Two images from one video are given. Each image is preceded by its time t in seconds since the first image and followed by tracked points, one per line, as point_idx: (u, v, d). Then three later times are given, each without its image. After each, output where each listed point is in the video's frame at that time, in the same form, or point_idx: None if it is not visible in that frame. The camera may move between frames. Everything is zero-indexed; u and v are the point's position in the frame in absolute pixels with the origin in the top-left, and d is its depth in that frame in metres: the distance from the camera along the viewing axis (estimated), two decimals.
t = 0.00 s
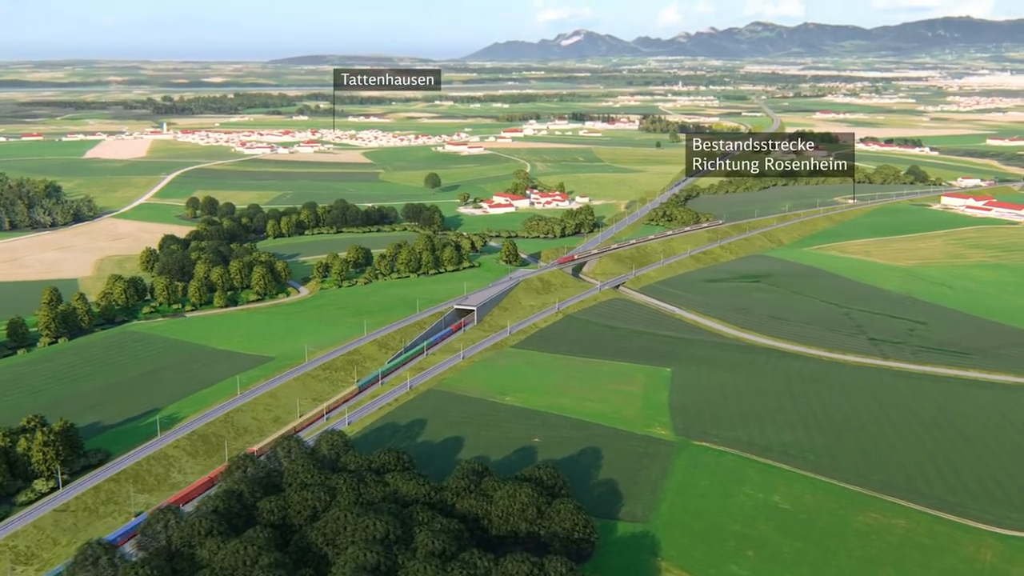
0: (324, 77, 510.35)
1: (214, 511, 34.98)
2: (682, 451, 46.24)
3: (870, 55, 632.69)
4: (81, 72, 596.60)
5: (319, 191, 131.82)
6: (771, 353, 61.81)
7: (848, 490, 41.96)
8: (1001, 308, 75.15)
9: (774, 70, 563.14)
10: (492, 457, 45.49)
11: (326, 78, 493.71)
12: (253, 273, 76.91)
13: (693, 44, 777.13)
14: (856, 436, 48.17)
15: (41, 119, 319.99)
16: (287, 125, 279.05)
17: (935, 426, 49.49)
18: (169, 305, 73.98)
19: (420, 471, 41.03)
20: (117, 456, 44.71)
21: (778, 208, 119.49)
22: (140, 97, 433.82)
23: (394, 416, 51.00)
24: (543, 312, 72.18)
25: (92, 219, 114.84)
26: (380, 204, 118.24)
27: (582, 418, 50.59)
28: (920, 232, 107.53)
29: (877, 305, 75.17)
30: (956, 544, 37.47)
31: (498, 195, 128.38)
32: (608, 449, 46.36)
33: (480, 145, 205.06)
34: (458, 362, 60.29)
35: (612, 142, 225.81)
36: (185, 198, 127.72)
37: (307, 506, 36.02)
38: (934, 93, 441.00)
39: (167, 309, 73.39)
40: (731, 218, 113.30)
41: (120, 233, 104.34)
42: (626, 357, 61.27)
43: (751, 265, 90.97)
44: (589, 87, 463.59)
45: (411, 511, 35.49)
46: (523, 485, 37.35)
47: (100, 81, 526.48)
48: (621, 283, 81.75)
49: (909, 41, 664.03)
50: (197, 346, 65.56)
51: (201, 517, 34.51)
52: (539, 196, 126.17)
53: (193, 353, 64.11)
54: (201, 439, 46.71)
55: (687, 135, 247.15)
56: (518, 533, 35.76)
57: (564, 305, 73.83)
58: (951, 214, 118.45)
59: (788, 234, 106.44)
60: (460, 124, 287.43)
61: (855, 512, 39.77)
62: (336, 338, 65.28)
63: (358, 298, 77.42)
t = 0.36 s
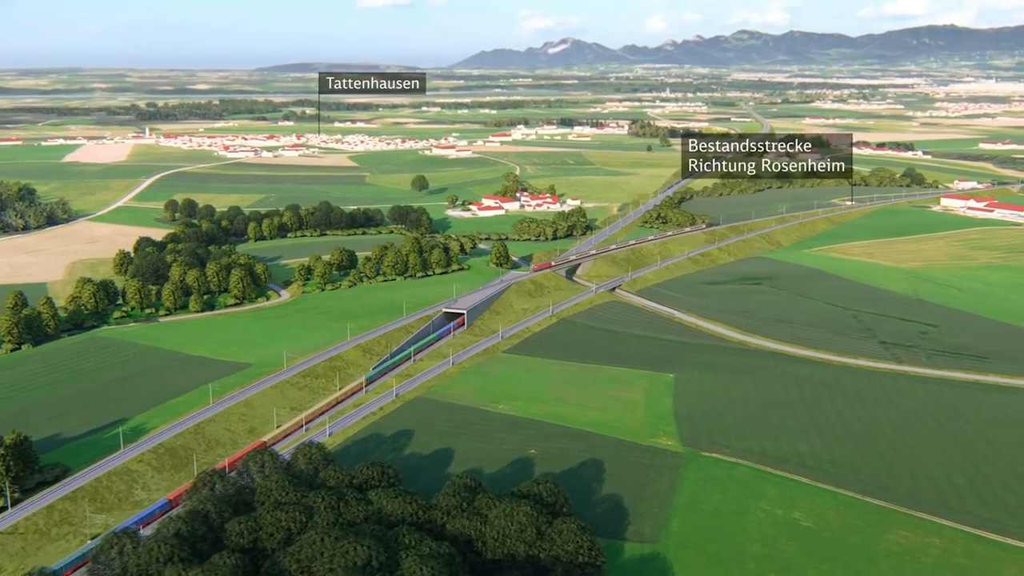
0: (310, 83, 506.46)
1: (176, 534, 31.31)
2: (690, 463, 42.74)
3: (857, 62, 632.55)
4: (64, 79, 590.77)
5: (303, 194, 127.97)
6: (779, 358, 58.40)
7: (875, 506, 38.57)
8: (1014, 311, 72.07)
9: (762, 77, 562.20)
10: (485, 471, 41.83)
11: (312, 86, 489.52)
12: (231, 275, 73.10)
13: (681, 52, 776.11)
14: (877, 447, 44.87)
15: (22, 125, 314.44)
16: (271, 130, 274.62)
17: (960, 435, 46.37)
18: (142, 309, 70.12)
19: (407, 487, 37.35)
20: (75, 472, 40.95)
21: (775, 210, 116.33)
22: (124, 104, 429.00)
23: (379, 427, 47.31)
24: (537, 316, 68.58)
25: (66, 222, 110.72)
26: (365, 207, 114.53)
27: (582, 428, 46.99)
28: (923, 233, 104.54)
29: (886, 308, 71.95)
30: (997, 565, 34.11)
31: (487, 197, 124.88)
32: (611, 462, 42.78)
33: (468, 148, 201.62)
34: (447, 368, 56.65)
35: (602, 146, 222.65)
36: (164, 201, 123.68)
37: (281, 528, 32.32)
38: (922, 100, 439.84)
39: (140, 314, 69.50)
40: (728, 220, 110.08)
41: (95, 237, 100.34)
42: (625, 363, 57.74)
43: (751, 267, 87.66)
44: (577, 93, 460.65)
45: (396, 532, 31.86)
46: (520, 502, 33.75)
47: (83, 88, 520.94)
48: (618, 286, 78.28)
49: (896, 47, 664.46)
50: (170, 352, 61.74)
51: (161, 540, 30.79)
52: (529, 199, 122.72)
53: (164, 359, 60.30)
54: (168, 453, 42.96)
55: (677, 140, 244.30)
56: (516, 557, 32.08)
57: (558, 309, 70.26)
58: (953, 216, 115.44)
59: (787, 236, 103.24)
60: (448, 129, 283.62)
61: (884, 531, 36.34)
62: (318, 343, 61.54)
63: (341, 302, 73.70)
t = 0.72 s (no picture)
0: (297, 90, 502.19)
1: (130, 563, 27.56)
2: (703, 476, 39.27)
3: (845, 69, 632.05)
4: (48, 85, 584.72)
5: (287, 197, 124.03)
6: (790, 363, 54.97)
7: (909, 525, 35.15)
8: None
9: (750, 84, 560.79)
10: (479, 487, 38.22)
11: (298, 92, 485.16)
12: (208, 278, 69.30)
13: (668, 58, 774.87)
14: (902, 457, 41.53)
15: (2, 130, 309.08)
16: (256, 135, 270.28)
17: (990, 443, 43.18)
18: (113, 313, 66.23)
19: (392, 507, 33.69)
20: (28, 489, 37.14)
21: (772, 211, 113.22)
22: (108, 109, 423.75)
23: (364, 438, 43.63)
24: (531, 319, 65.04)
25: (39, 225, 106.53)
26: (351, 209, 110.78)
27: (583, 439, 43.41)
28: (926, 234, 101.56)
29: (897, 310, 68.81)
30: None
31: (476, 199, 121.32)
32: (616, 475, 39.26)
33: (456, 152, 198.11)
34: (437, 374, 53.04)
35: (593, 150, 219.34)
36: (142, 204, 119.56)
37: (250, 555, 28.65)
38: (911, 105, 438.74)
39: (110, 319, 65.62)
40: (724, 221, 106.89)
41: (68, 239, 96.21)
42: (626, 368, 54.27)
43: (752, 268, 84.38)
44: (565, 100, 457.73)
45: (380, 559, 28.22)
46: (519, 523, 30.14)
47: (66, 95, 515.14)
48: (614, 287, 74.84)
49: (884, 52, 664.04)
50: (140, 357, 57.88)
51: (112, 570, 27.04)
52: (520, 201, 119.25)
53: (134, 364, 56.46)
54: (131, 468, 39.21)
55: (667, 144, 241.40)
56: None
57: (553, 312, 66.70)
58: (954, 217, 112.55)
59: (787, 237, 100.10)
60: (435, 134, 279.94)
61: (922, 552, 32.98)
62: (298, 348, 57.79)
63: (324, 305, 69.99)
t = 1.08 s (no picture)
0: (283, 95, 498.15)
1: None
2: (719, 493, 35.72)
3: (834, 75, 631.60)
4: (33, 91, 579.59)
5: (270, 198, 120.30)
6: (802, 368, 51.51)
7: (952, 548, 31.66)
8: None
9: (739, 90, 559.50)
10: (473, 506, 34.57)
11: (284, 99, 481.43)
12: (183, 280, 65.52)
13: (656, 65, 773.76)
14: (935, 470, 38.11)
15: None
16: (241, 139, 266.38)
17: None
18: (81, 318, 62.38)
19: (376, 531, 30.00)
20: None
21: (771, 213, 110.04)
22: (92, 116, 419.03)
23: (346, 452, 39.95)
24: (525, 323, 61.44)
25: (11, 228, 102.51)
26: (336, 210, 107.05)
27: (586, 452, 39.85)
28: (929, 235, 98.52)
29: (909, 313, 65.53)
30: None
31: (466, 201, 117.80)
32: (623, 492, 35.68)
33: (444, 155, 194.54)
34: (427, 381, 49.39)
35: (583, 153, 216.05)
36: (119, 206, 115.59)
37: None
38: (900, 111, 437.35)
39: (78, 324, 61.78)
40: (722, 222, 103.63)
41: (40, 242, 92.24)
42: (629, 374, 50.73)
43: (754, 270, 81.01)
44: (554, 106, 455.09)
45: None
46: (521, 550, 26.50)
47: (50, 101, 510.14)
48: (611, 290, 71.38)
49: (872, 58, 663.74)
50: (107, 364, 54.07)
51: None
52: (510, 202, 115.77)
53: (100, 371, 52.66)
54: (87, 487, 35.49)
55: (658, 148, 238.51)
56: None
57: (548, 316, 63.19)
58: (957, 218, 109.56)
59: (787, 238, 96.87)
60: (424, 139, 276.53)
61: None
62: (277, 354, 54.05)
63: (306, 309, 66.28)
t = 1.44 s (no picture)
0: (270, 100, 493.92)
1: None
2: (740, 512, 32.19)
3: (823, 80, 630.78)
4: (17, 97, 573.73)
5: (253, 200, 116.45)
6: (817, 374, 48.11)
7: None
8: None
9: (728, 97, 557.88)
10: (469, 529, 30.92)
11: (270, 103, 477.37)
12: (156, 282, 61.64)
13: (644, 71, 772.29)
14: (974, 485, 34.81)
15: None
16: (226, 143, 262.16)
17: None
18: (46, 323, 58.49)
19: (357, 562, 26.33)
20: None
21: (769, 214, 106.70)
22: (76, 121, 413.85)
23: (328, 468, 36.25)
24: (520, 328, 57.84)
25: None
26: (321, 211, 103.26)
27: (591, 467, 36.27)
28: (935, 236, 95.41)
29: (924, 316, 62.25)
30: None
31: (455, 202, 114.14)
32: (634, 512, 32.08)
33: (433, 158, 190.97)
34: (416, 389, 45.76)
35: (574, 156, 212.90)
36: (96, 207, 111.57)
37: None
38: (890, 115, 435.67)
39: (43, 329, 57.88)
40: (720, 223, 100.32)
41: (10, 244, 88.26)
42: (633, 381, 47.21)
43: (756, 271, 77.61)
44: (543, 110, 452.11)
45: None
46: None
47: (34, 106, 504.63)
48: (609, 291, 67.89)
49: (861, 63, 663.14)
50: (71, 372, 50.26)
51: None
52: (501, 204, 112.27)
53: (62, 380, 48.83)
54: (34, 510, 31.77)
55: (649, 152, 235.43)
56: None
57: (544, 319, 59.64)
58: (960, 218, 106.50)
59: (789, 239, 93.61)
60: (412, 142, 273.04)
61: None
62: (255, 360, 50.33)
63: (287, 313, 62.56)
